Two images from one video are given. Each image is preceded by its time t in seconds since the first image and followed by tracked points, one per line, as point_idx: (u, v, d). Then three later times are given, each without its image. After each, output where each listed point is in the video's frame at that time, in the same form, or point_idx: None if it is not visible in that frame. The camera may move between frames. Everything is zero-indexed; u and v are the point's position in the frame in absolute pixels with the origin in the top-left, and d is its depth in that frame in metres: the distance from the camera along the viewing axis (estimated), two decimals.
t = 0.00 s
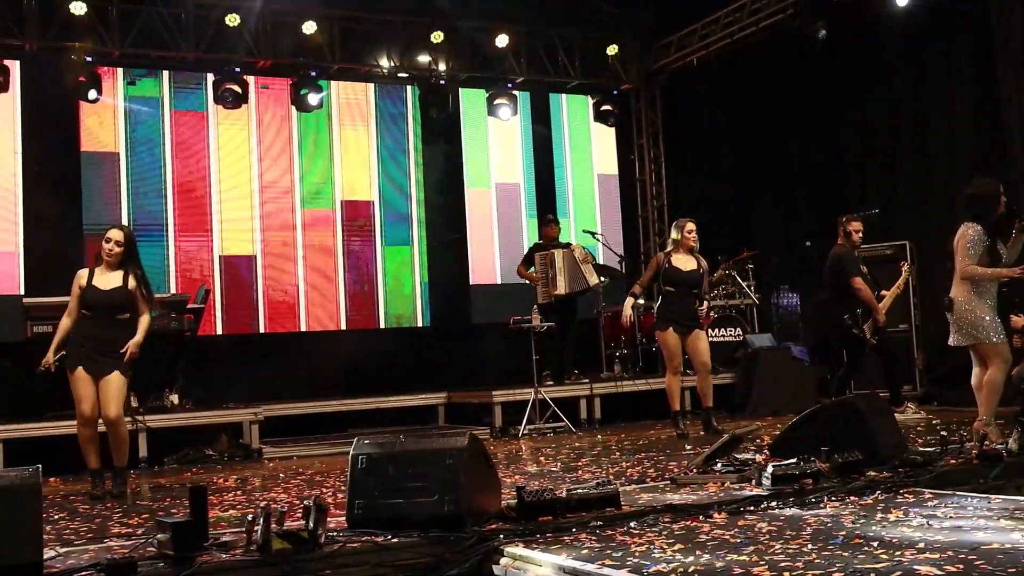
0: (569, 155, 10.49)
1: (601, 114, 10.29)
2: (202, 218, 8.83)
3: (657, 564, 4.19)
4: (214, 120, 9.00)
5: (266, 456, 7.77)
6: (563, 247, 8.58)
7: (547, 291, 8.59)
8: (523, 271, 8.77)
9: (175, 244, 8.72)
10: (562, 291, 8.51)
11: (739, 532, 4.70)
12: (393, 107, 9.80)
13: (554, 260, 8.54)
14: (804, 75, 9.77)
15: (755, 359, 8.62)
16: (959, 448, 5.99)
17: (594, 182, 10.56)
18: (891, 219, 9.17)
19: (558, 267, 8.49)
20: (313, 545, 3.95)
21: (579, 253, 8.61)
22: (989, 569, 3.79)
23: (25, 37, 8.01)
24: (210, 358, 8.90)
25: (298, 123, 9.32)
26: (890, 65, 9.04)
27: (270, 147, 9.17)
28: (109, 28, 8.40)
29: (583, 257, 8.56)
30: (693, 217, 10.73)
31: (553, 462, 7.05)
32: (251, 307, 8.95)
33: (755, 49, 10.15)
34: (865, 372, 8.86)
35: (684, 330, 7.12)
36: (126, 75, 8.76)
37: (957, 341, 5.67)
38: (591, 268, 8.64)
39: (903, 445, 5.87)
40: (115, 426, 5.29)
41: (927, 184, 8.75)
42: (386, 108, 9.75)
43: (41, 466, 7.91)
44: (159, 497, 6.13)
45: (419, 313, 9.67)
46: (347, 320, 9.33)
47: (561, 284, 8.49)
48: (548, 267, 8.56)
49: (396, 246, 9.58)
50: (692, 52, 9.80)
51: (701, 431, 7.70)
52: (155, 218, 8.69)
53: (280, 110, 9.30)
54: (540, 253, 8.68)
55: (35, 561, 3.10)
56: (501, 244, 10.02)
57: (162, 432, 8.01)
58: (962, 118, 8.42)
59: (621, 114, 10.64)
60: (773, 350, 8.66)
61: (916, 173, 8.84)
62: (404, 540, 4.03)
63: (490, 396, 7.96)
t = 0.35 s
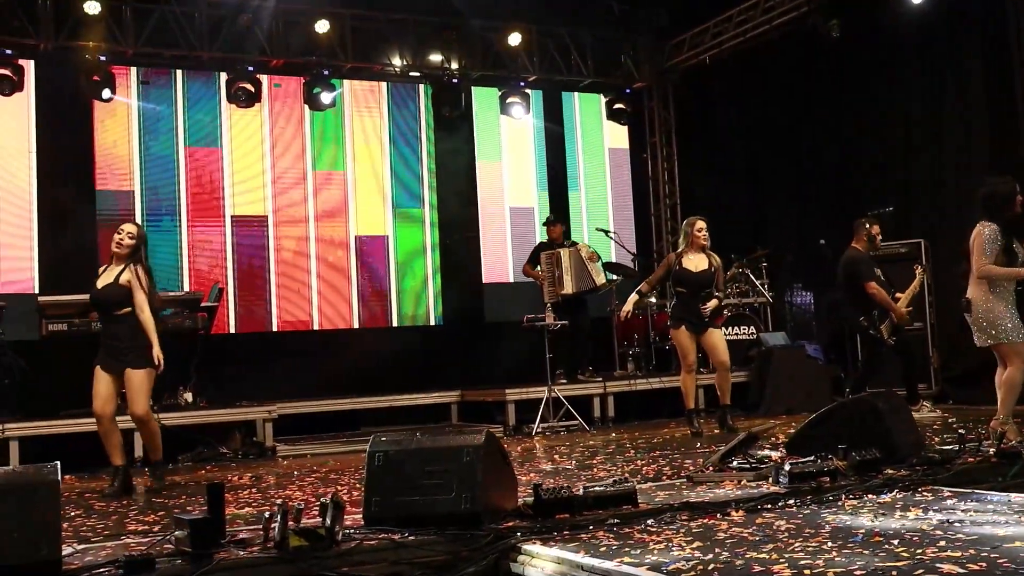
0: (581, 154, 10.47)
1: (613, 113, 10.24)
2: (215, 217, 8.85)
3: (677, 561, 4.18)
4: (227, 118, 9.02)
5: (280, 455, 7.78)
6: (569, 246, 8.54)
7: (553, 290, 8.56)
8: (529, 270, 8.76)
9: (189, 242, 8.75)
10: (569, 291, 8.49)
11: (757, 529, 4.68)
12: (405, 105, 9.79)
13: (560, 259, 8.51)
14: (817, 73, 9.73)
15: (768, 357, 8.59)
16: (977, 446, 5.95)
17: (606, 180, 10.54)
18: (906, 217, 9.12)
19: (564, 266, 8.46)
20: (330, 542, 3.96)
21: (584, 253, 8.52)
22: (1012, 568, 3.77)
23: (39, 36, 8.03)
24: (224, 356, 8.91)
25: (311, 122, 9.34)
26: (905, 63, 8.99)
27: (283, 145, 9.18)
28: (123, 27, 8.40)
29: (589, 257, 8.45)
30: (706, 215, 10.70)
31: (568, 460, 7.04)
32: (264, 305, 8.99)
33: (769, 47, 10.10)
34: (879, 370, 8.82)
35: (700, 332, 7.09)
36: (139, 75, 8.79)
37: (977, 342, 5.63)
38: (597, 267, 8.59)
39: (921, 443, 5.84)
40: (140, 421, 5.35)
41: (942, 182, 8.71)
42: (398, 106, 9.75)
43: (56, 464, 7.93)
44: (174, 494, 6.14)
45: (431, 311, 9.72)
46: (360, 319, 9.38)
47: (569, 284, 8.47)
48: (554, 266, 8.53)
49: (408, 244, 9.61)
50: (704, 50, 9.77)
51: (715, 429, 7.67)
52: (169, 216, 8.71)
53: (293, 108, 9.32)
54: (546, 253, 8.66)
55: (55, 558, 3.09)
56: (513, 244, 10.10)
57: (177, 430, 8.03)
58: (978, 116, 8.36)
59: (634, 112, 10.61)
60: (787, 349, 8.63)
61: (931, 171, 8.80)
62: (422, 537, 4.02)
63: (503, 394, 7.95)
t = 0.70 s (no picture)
0: (585, 153, 10.45)
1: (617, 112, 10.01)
2: (219, 216, 8.85)
3: (682, 558, 4.18)
4: (229, 118, 9.01)
5: (283, 453, 7.77)
6: (571, 244, 8.52)
7: (558, 288, 8.51)
8: (531, 268, 8.75)
9: (193, 241, 8.74)
10: (574, 287, 8.44)
11: (762, 526, 4.68)
12: (408, 103, 9.78)
13: (563, 257, 8.47)
14: (821, 71, 9.71)
15: (772, 355, 8.58)
16: (982, 443, 5.94)
17: (610, 179, 10.52)
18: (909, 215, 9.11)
19: (569, 264, 8.42)
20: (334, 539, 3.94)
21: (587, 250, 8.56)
22: (1019, 564, 3.75)
23: (42, 35, 8.03)
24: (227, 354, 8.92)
25: (314, 121, 9.34)
26: (909, 61, 8.97)
27: (286, 144, 9.18)
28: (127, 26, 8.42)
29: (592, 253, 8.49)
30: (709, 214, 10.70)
31: (571, 458, 7.03)
32: (267, 304, 8.98)
33: (772, 46, 10.10)
34: (883, 369, 8.81)
35: (714, 328, 7.12)
36: (143, 74, 8.78)
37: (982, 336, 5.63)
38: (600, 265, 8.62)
39: (925, 440, 5.83)
40: (167, 415, 5.40)
41: (947, 180, 8.68)
42: (401, 105, 9.74)
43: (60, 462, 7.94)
44: (178, 492, 6.14)
45: (434, 310, 9.68)
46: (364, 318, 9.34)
47: (574, 281, 8.41)
48: (558, 264, 8.48)
49: (412, 243, 9.60)
50: (708, 48, 9.75)
51: (719, 428, 7.65)
52: (172, 215, 8.71)
53: (296, 107, 9.31)
54: (547, 252, 8.61)
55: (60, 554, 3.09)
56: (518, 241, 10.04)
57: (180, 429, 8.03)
58: (982, 114, 8.34)
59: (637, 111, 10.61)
60: (791, 347, 8.61)
61: (935, 169, 8.78)
62: (426, 534, 4.02)
63: (507, 392, 7.94)
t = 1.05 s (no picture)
0: (581, 152, 10.44)
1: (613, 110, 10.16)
2: (215, 214, 8.84)
3: (676, 554, 4.18)
4: (226, 117, 9.01)
5: (279, 452, 7.77)
6: (571, 244, 8.50)
7: (558, 287, 8.54)
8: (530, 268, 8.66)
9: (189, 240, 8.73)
10: (574, 287, 8.45)
11: (756, 523, 4.68)
12: (405, 103, 9.77)
13: (564, 257, 8.47)
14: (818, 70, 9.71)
15: (769, 354, 8.58)
16: (977, 441, 5.93)
17: (607, 178, 10.51)
18: (905, 214, 9.11)
19: (569, 264, 8.42)
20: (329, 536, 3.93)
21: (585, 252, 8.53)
22: (1012, 558, 3.76)
23: (39, 34, 8.02)
24: (223, 352, 8.91)
25: (311, 120, 9.33)
26: (906, 61, 8.97)
27: (283, 143, 9.17)
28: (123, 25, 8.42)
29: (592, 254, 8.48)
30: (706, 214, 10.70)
31: (567, 457, 7.03)
32: (264, 303, 8.95)
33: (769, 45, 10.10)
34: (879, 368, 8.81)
35: (724, 325, 7.11)
36: (139, 72, 8.78)
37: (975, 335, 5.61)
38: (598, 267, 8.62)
39: (920, 438, 5.83)
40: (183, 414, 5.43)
41: (944, 178, 8.68)
42: (397, 104, 9.73)
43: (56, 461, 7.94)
44: (173, 490, 6.14)
45: (431, 309, 9.67)
46: (360, 317, 9.32)
47: (574, 280, 8.42)
48: (559, 264, 8.49)
49: (409, 242, 9.58)
50: (705, 47, 9.70)
51: (715, 426, 7.65)
52: (168, 214, 8.69)
53: (293, 105, 9.31)
54: (548, 250, 8.61)
55: (53, 550, 3.08)
56: (515, 239, 10.02)
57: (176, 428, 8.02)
58: (979, 113, 8.33)
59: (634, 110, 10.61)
60: (787, 346, 8.61)
61: (933, 168, 8.77)
62: (419, 531, 4.01)
63: (503, 391, 7.94)
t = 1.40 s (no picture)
0: (570, 151, 10.44)
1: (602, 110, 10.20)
2: (202, 212, 8.83)
3: (658, 550, 4.18)
4: (214, 115, 8.99)
5: (265, 450, 7.75)
6: (567, 243, 8.52)
7: (554, 286, 8.50)
8: (527, 267, 8.67)
9: (177, 238, 8.72)
10: (571, 287, 8.44)
11: (739, 519, 4.68)
12: (393, 102, 9.76)
13: (559, 255, 8.47)
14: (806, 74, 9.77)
15: (756, 353, 8.58)
16: (961, 439, 5.95)
17: (596, 177, 10.51)
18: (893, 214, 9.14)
19: (565, 263, 8.41)
20: (309, 532, 3.89)
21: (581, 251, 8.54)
22: (991, 553, 3.78)
23: (25, 32, 7.99)
24: (211, 351, 8.89)
25: (298, 119, 9.31)
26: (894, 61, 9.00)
27: (271, 141, 9.16)
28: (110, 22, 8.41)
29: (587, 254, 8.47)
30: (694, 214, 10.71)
31: (553, 455, 7.02)
32: (251, 301, 8.95)
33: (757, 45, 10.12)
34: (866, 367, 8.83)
35: (712, 322, 7.13)
36: (126, 70, 8.75)
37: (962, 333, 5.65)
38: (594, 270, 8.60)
39: (904, 435, 5.84)
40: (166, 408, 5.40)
41: (931, 178, 8.71)
42: (386, 103, 9.72)
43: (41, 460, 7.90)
44: (158, 487, 6.11)
45: (418, 308, 9.64)
46: (348, 316, 9.33)
47: (570, 280, 8.41)
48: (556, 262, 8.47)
49: (397, 241, 9.59)
50: (694, 47, 9.70)
51: (702, 425, 7.65)
52: (156, 212, 8.68)
53: (281, 104, 9.29)
54: (544, 249, 8.65)
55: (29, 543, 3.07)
56: (502, 239, 10.03)
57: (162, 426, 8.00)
58: (966, 113, 8.36)
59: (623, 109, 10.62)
60: (774, 345, 8.63)
61: (920, 168, 8.79)
62: (401, 527, 3.99)
63: (490, 390, 7.93)
